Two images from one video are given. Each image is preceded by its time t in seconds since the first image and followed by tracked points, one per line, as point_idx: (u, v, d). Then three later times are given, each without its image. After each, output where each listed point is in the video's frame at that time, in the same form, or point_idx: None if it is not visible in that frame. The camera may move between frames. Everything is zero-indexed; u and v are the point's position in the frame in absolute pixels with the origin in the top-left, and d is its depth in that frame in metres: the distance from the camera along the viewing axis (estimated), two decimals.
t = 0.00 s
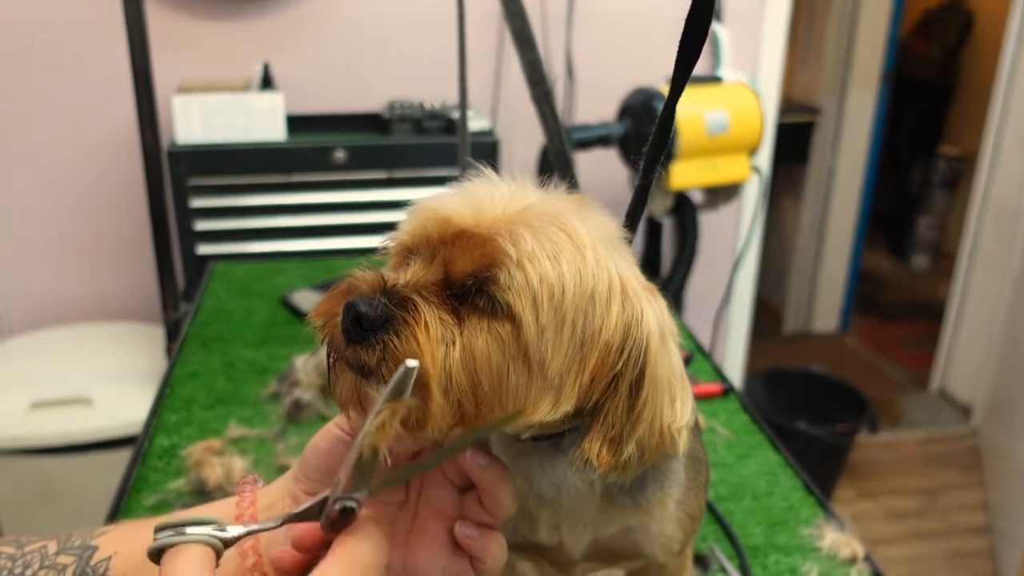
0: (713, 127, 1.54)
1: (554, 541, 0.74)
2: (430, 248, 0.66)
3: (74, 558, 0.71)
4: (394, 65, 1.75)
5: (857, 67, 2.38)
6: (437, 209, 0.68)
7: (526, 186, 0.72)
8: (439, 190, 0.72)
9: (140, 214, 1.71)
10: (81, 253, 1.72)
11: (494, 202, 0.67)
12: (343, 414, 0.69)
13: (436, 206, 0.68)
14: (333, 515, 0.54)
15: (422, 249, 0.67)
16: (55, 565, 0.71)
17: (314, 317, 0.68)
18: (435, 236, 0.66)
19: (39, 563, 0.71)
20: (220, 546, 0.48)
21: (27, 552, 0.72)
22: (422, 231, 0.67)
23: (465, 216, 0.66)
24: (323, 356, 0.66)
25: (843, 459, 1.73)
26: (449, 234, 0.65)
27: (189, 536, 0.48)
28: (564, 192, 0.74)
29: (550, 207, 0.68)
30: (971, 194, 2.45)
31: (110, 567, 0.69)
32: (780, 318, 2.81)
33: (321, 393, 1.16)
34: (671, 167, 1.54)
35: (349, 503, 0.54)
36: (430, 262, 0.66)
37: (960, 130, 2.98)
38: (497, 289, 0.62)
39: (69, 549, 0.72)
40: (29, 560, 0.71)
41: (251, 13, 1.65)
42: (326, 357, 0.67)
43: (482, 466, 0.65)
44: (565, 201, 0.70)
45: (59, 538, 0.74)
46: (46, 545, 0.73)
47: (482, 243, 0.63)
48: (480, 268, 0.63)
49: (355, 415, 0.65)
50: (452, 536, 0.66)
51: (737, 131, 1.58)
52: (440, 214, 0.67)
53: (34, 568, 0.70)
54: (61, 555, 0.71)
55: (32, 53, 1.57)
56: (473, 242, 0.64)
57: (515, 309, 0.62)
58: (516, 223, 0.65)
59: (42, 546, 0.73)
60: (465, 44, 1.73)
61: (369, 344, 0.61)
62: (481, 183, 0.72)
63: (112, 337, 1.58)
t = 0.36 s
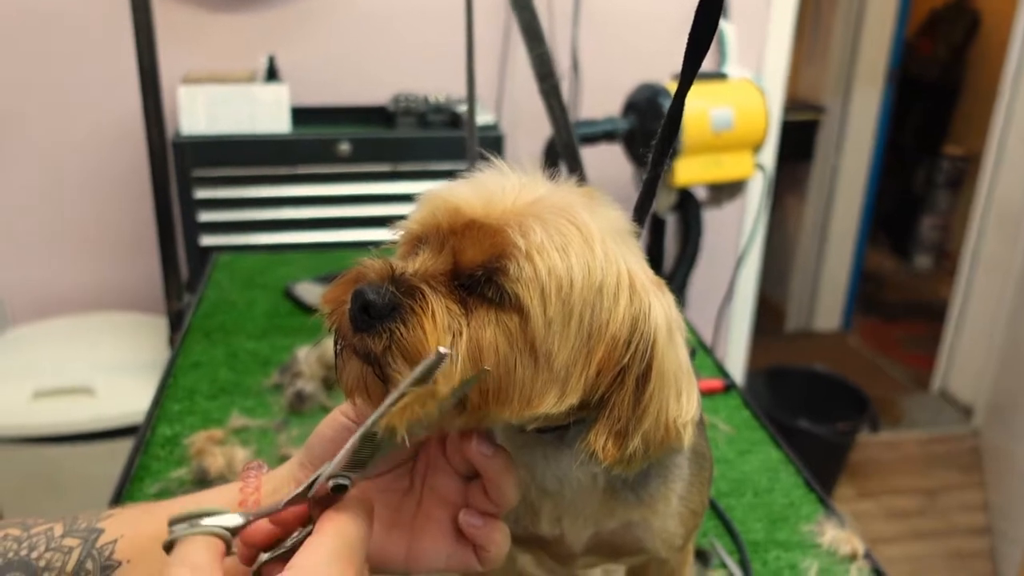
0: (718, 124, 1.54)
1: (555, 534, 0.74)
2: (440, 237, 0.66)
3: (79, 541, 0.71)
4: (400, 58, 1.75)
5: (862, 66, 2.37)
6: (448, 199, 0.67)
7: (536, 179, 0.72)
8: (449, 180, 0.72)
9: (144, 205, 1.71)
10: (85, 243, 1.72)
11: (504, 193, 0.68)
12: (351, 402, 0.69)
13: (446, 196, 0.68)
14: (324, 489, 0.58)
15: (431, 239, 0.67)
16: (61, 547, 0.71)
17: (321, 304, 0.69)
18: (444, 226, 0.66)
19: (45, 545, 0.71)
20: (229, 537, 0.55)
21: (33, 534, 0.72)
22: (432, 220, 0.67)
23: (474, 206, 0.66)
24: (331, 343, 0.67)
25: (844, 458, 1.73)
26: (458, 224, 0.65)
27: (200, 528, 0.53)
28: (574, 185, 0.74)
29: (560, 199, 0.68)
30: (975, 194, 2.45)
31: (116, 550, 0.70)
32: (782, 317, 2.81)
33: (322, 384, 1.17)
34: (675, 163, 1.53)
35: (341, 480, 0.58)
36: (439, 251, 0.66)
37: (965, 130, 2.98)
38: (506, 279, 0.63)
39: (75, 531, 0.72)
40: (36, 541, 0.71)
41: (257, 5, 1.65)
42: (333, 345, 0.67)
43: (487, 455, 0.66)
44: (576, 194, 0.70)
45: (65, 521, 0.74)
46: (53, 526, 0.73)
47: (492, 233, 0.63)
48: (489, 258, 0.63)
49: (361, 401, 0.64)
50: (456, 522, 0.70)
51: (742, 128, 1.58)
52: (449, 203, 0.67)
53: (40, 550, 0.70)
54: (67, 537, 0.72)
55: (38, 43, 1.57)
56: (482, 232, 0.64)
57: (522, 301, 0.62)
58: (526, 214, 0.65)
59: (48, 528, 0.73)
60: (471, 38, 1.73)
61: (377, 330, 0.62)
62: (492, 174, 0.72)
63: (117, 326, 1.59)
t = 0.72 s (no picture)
0: (722, 119, 1.54)
1: (556, 523, 0.74)
2: (454, 229, 0.66)
3: (87, 522, 0.71)
4: (405, 51, 1.75)
5: (868, 64, 2.37)
6: (462, 190, 0.67)
7: (548, 171, 0.72)
8: (461, 172, 0.71)
9: (147, 195, 1.71)
10: (88, 233, 1.72)
11: (518, 185, 0.67)
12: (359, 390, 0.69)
13: (460, 187, 0.68)
14: (321, 492, 0.55)
15: (445, 230, 0.67)
16: (68, 529, 0.71)
17: (333, 295, 0.68)
18: (459, 217, 0.66)
19: (52, 526, 0.71)
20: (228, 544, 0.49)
21: (40, 515, 0.72)
22: (445, 211, 0.67)
23: (489, 198, 0.66)
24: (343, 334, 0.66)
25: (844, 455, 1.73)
26: (473, 215, 0.65)
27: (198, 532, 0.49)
28: (585, 179, 0.74)
29: (574, 192, 0.68)
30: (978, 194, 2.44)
31: (123, 532, 0.70)
32: (783, 314, 2.80)
33: (325, 376, 1.17)
34: (679, 159, 1.52)
35: (337, 484, 0.55)
36: (454, 243, 0.65)
37: (969, 129, 2.97)
38: (522, 271, 0.62)
39: (82, 513, 0.72)
40: (42, 522, 0.71)
41: None
42: (345, 336, 0.67)
43: (494, 448, 0.67)
44: (588, 187, 0.70)
45: (72, 503, 0.74)
46: (59, 508, 0.73)
47: (507, 225, 0.63)
48: (504, 249, 0.63)
49: (373, 390, 0.65)
50: (463, 514, 0.70)
51: (747, 124, 1.57)
52: (464, 195, 0.67)
53: (47, 531, 0.70)
54: (74, 520, 0.72)
55: (43, 31, 1.57)
56: (497, 224, 0.64)
57: (538, 293, 0.62)
58: (541, 206, 0.65)
59: (55, 510, 0.73)
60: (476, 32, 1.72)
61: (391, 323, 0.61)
62: (504, 166, 0.72)
63: (120, 316, 1.59)
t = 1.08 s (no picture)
0: (723, 117, 1.54)
1: (549, 518, 0.74)
2: (451, 218, 0.65)
3: (82, 513, 0.72)
4: (406, 46, 1.74)
5: (870, 63, 2.36)
6: (459, 179, 0.67)
7: (547, 162, 0.72)
8: (460, 161, 0.71)
9: (147, 187, 1.71)
10: (87, 226, 1.72)
11: (516, 175, 0.67)
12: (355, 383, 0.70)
13: (457, 176, 0.68)
14: (312, 484, 0.55)
15: (442, 220, 0.67)
16: (64, 519, 0.71)
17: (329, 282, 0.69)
18: (456, 207, 0.65)
19: (48, 517, 0.71)
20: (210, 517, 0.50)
21: (35, 505, 0.72)
22: (443, 201, 0.67)
23: (487, 187, 0.66)
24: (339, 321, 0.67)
25: (843, 452, 1.73)
26: (471, 206, 0.65)
27: (181, 507, 0.50)
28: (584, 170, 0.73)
29: (573, 183, 0.67)
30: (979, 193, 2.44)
31: (119, 522, 0.70)
32: (783, 312, 2.80)
33: (324, 369, 1.17)
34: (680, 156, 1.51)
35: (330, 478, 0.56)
36: (451, 233, 0.65)
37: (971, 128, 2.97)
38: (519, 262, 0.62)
39: (78, 503, 0.73)
40: (38, 512, 0.71)
41: None
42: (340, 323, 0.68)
43: (489, 440, 0.67)
44: (587, 178, 0.69)
45: (68, 493, 0.74)
46: (54, 498, 0.73)
47: (505, 215, 0.63)
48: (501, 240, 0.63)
49: (366, 380, 0.66)
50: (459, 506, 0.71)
51: (748, 121, 1.57)
52: (461, 184, 0.67)
53: (42, 521, 0.70)
54: (70, 510, 0.72)
55: (43, 24, 1.56)
56: (495, 214, 0.63)
57: (534, 284, 0.62)
58: (540, 197, 0.64)
59: (51, 500, 0.73)
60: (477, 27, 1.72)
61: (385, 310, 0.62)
62: (502, 156, 0.72)
63: (118, 309, 1.59)
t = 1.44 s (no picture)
0: (722, 115, 1.54)
1: (542, 517, 0.74)
2: (440, 215, 0.66)
3: (75, 508, 0.72)
4: (404, 44, 1.74)
5: (869, 61, 2.36)
6: (448, 175, 0.67)
7: (538, 159, 0.72)
8: (450, 158, 0.71)
9: (145, 183, 1.71)
10: (85, 222, 1.72)
11: (506, 172, 0.67)
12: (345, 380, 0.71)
13: (447, 173, 0.68)
14: (310, 500, 0.57)
15: (431, 217, 0.67)
16: (57, 515, 0.71)
17: (319, 280, 0.69)
18: (444, 204, 0.65)
19: (40, 513, 0.71)
20: (203, 524, 0.54)
21: (28, 501, 0.72)
22: (432, 197, 0.67)
23: (476, 184, 0.66)
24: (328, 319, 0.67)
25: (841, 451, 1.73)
26: (459, 202, 0.65)
27: (175, 510, 0.53)
28: (576, 166, 0.73)
29: (562, 180, 0.67)
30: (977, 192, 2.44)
31: (111, 518, 0.71)
32: (781, 310, 2.80)
33: (321, 366, 1.17)
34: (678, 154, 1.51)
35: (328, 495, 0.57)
36: (440, 229, 0.65)
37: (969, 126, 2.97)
38: (506, 258, 0.62)
39: (70, 499, 0.72)
40: (30, 508, 0.71)
41: None
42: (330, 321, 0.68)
43: (479, 438, 0.68)
44: (577, 175, 0.70)
45: (61, 489, 0.74)
46: (48, 493, 0.73)
47: (493, 211, 0.63)
48: (489, 236, 0.63)
49: (354, 378, 0.66)
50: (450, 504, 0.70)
51: (747, 119, 1.57)
52: (451, 181, 0.67)
53: (34, 518, 0.70)
54: (63, 505, 0.72)
55: (42, 21, 1.56)
56: (482, 211, 0.63)
57: (522, 282, 0.62)
58: (528, 194, 0.65)
59: (44, 495, 0.73)
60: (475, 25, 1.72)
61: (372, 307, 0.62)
62: (493, 153, 0.72)
63: (114, 305, 1.58)
